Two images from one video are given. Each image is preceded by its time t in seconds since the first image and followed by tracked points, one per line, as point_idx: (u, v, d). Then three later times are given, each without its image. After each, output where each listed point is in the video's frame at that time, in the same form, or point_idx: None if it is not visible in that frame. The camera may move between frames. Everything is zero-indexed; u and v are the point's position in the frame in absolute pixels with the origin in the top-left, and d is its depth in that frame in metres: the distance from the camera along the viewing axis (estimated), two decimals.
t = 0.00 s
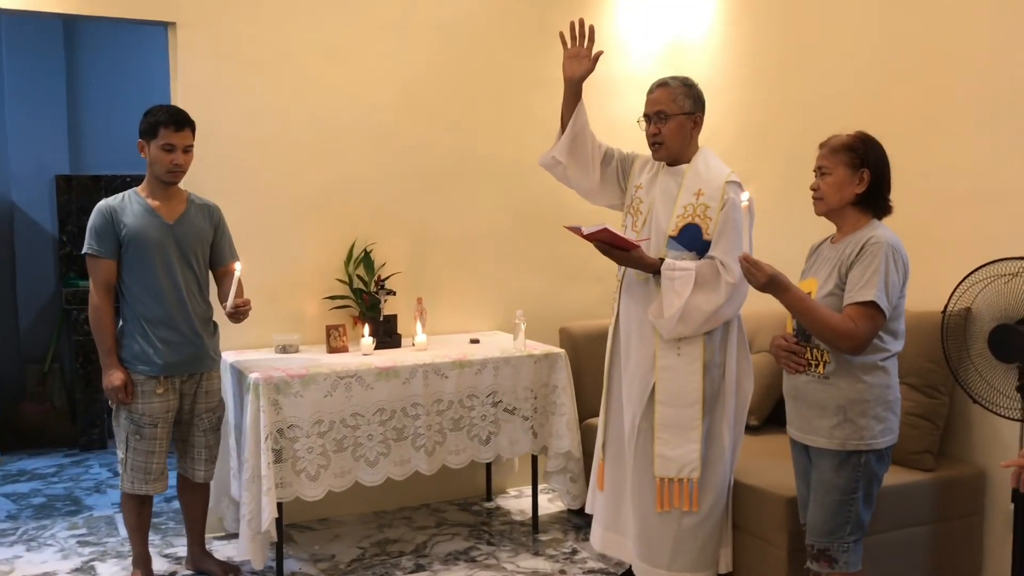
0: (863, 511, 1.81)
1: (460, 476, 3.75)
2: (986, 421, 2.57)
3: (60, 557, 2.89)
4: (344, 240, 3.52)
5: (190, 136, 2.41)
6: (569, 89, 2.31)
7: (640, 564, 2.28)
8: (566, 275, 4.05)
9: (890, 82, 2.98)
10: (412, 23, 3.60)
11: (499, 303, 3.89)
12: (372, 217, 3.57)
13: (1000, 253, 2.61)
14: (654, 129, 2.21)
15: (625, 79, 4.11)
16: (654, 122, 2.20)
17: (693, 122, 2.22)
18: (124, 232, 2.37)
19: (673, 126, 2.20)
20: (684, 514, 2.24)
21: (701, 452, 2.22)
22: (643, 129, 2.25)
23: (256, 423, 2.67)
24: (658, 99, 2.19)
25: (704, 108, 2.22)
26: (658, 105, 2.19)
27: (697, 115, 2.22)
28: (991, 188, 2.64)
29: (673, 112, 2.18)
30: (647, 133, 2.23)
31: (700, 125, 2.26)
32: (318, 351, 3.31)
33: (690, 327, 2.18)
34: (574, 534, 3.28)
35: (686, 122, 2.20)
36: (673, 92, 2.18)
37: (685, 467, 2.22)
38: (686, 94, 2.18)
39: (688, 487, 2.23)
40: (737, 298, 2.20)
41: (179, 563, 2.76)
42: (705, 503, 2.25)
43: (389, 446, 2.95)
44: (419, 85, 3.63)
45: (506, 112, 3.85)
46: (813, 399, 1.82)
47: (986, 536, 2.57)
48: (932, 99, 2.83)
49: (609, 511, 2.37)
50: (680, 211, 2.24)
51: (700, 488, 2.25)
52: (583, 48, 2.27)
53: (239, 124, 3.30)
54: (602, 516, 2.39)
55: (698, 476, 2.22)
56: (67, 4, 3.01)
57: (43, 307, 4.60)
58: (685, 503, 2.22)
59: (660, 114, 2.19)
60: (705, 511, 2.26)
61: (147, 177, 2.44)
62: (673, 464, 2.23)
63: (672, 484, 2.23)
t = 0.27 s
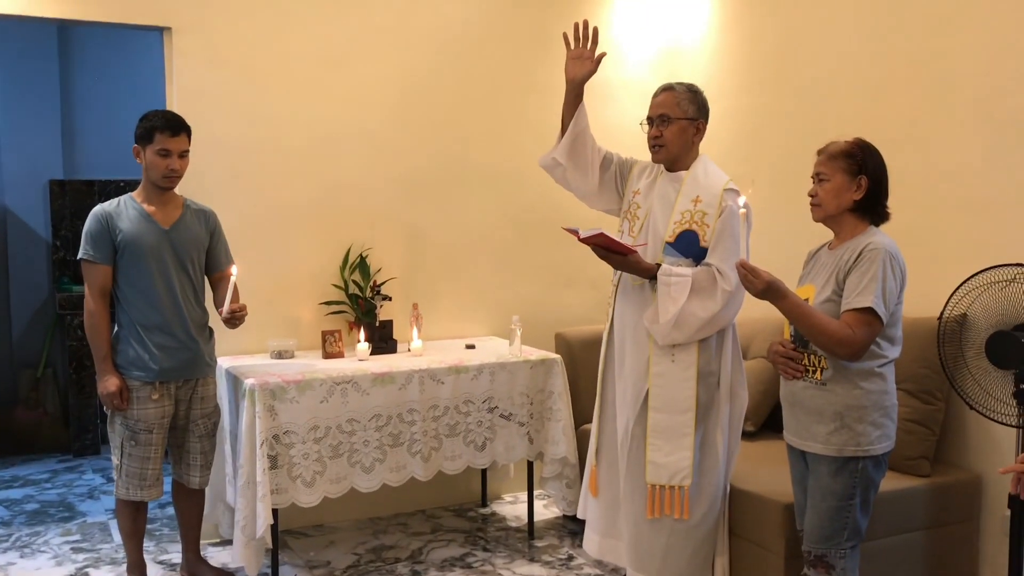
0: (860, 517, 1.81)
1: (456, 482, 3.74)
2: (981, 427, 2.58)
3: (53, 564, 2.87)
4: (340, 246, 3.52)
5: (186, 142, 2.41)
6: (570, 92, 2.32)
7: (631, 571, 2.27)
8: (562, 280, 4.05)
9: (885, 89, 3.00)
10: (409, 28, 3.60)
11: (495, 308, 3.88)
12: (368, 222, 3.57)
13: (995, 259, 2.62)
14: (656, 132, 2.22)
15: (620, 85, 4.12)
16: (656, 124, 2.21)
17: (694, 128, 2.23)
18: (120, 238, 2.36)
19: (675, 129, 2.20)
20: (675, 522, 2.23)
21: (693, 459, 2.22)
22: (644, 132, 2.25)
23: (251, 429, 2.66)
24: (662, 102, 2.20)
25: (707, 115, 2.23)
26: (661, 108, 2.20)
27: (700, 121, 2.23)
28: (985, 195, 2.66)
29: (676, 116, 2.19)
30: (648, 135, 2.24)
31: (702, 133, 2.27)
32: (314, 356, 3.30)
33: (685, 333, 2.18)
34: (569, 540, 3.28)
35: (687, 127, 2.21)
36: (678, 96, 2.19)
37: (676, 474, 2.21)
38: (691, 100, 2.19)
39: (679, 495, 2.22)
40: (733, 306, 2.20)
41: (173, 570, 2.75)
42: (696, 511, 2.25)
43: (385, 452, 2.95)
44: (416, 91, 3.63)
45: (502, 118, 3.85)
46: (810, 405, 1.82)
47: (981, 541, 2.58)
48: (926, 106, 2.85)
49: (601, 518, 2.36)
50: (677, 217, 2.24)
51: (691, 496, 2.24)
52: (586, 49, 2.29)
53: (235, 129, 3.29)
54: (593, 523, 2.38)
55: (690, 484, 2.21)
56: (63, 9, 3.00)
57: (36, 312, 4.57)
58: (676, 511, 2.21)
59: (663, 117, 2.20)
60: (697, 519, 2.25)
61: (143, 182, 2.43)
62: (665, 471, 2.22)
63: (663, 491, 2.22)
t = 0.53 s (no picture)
0: (865, 522, 1.81)
1: (461, 489, 3.74)
2: (986, 430, 2.57)
3: (60, 573, 2.88)
4: (344, 254, 3.53)
5: (190, 152, 2.42)
6: (573, 96, 2.32)
7: None
8: (565, 287, 4.06)
9: (886, 93, 3.01)
10: (411, 37, 3.62)
11: (499, 315, 3.89)
12: (371, 230, 3.58)
13: (997, 263, 2.62)
14: (664, 136, 2.24)
15: (622, 92, 4.13)
16: (664, 128, 2.23)
17: (702, 135, 2.24)
18: (125, 248, 2.37)
19: (683, 135, 2.22)
20: (677, 529, 2.23)
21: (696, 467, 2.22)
22: (652, 135, 2.27)
23: (256, 437, 2.66)
24: (672, 108, 2.22)
25: (715, 124, 2.25)
26: (671, 113, 2.21)
27: (708, 130, 2.25)
28: (988, 198, 2.66)
29: (685, 121, 2.21)
30: (655, 139, 2.26)
31: (709, 141, 2.28)
32: (318, 364, 3.31)
33: (688, 340, 2.18)
34: (574, 547, 3.28)
35: (695, 133, 2.22)
36: (687, 102, 2.21)
37: (677, 481, 2.21)
38: (700, 107, 2.21)
39: (680, 503, 2.21)
40: (737, 313, 2.20)
41: None
42: (698, 519, 2.24)
43: (390, 459, 2.95)
44: (418, 99, 3.65)
45: (504, 125, 3.87)
46: (814, 410, 1.82)
47: (988, 546, 2.57)
48: (927, 111, 2.85)
49: (601, 525, 2.36)
50: (681, 223, 2.25)
51: (693, 503, 2.23)
52: (588, 54, 2.30)
53: (239, 139, 3.31)
54: (592, 529, 2.38)
55: (691, 491, 2.21)
56: (68, 21, 3.03)
57: (42, 322, 4.60)
58: (677, 518, 2.21)
59: (671, 121, 2.22)
60: (698, 526, 2.25)
61: (148, 192, 2.44)
62: (666, 478, 2.22)
63: (664, 498, 2.22)
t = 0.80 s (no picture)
0: (868, 529, 1.81)
1: (466, 497, 3.74)
2: (990, 436, 2.57)
3: None
4: (349, 263, 3.55)
5: (195, 162, 2.44)
6: (578, 101, 2.32)
7: None
8: (570, 294, 4.07)
9: (889, 100, 3.01)
10: (415, 47, 3.65)
11: (504, 323, 3.90)
12: (376, 239, 3.60)
13: (1001, 269, 2.62)
14: (672, 142, 2.24)
15: (625, 100, 4.15)
16: (672, 135, 2.24)
17: (710, 144, 2.25)
18: (131, 257, 2.39)
19: (691, 142, 2.23)
20: (681, 537, 2.23)
21: (700, 474, 2.22)
22: (660, 142, 2.28)
23: (262, 445, 2.68)
24: (683, 115, 2.24)
25: (723, 133, 2.27)
26: (682, 120, 2.23)
27: (716, 139, 2.26)
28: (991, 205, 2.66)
29: (695, 128, 2.22)
30: (663, 146, 2.27)
31: (716, 150, 2.29)
32: (324, 373, 3.33)
33: (693, 348, 2.19)
34: (580, 555, 3.28)
35: (703, 142, 2.24)
36: (697, 111, 2.22)
37: (681, 489, 2.21)
38: (710, 116, 2.23)
39: (685, 510, 2.21)
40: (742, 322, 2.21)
41: None
42: (703, 527, 2.24)
43: (396, 467, 2.96)
44: (422, 109, 3.67)
45: (509, 134, 3.88)
46: (816, 417, 1.83)
47: (994, 553, 2.56)
48: (929, 118, 2.86)
49: (605, 533, 2.36)
50: (686, 232, 2.26)
51: (697, 511, 2.23)
52: (592, 60, 2.29)
53: (245, 149, 3.34)
54: (595, 536, 2.38)
55: (696, 499, 2.21)
56: (76, 33, 3.06)
57: (51, 332, 4.63)
58: (681, 526, 2.21)
59: (681, 128, 2.22)
60: (704, 534, 2.25)
61: (154, 202, 2.46)
62: (671, 486, 2.22)
63: (668, 506, 2.22)
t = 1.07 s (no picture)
0: (868, 540, 1.81)
1: (469, 507, 3.75)
2: (992, 448, 2.57)
3: None
4: (352, 272, 3.57)
5: (199, 173, 2.46)
6: (585, 106, 2.32)
7: None
8: (573, 304, 4.08)
9: (891, 112, 3.03)
10: (419, 59, 3.68)
11: (507, 333, 3.91)
12: (380, 249, 3.62)
13: (1003, 280, 2.63)
14: (675, 154, 2.25)
15: (629, 111, 4.17)
16: (677, 146, 2.24)
17: (713, 157, 2.26)
18: (136, 268, 2.41)
19: (694, 155, 2.24)
20: (684, 547, 2.24)
21: (703, 485, 2.22)
22: (663, 153, 2.29)
23: (265, 454, 2.69)
24: (687, 127, 2.24)
25: (727, 146, 2.27)
26: (685, 132, 2.23)
27: (720, 151, 2.26)
28: (992, 216, 2.67)
29: (697, 141, 2.23)
30: (666, 157, 2.28)
31: (720, 162, 2.29)
32: (327, 382, 3.34)
33: (697, 360, 2.19)
34: (582, 565, 3.27)
35: (706, 154, 2.24)
36: (701, 123, 2.23)
37: (684, 499, 2.21)
38: (713, 128, 2.23)
39: (687, 521, 2.22)
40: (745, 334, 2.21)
41: None
42: (707, 536, 2.24)
43: (398, 477, 2.96)
44: (426, 120, 3.70)
45: (512, 145, 3.91)
46: (816, 427, 1.83)
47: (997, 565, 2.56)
48: (931, 130, 2.88)
49: (608, 542, 2.36)
50: (690, 244, 2.27)
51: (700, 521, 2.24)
52: (597, 65, 2.30)
53: (250, 160, 3.37)
54: (598, 545, 2.38)
55: (698, 509, 2.21)
56: (84, 45, 3.10)
57: (57, 340, 4.65)
58: (684, 536, 2.21)
59: (683, 140, 2.23)
60: (706, 544, 2.25)
61: (159, 212, 2.48)
62: (673, 496, 2.22)
63: (671, 516, 2.23)
